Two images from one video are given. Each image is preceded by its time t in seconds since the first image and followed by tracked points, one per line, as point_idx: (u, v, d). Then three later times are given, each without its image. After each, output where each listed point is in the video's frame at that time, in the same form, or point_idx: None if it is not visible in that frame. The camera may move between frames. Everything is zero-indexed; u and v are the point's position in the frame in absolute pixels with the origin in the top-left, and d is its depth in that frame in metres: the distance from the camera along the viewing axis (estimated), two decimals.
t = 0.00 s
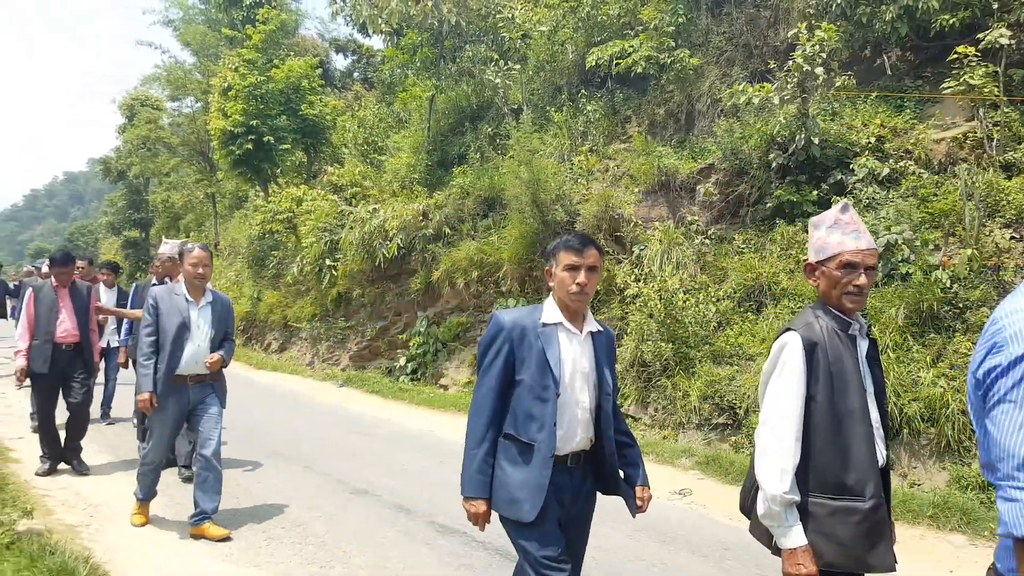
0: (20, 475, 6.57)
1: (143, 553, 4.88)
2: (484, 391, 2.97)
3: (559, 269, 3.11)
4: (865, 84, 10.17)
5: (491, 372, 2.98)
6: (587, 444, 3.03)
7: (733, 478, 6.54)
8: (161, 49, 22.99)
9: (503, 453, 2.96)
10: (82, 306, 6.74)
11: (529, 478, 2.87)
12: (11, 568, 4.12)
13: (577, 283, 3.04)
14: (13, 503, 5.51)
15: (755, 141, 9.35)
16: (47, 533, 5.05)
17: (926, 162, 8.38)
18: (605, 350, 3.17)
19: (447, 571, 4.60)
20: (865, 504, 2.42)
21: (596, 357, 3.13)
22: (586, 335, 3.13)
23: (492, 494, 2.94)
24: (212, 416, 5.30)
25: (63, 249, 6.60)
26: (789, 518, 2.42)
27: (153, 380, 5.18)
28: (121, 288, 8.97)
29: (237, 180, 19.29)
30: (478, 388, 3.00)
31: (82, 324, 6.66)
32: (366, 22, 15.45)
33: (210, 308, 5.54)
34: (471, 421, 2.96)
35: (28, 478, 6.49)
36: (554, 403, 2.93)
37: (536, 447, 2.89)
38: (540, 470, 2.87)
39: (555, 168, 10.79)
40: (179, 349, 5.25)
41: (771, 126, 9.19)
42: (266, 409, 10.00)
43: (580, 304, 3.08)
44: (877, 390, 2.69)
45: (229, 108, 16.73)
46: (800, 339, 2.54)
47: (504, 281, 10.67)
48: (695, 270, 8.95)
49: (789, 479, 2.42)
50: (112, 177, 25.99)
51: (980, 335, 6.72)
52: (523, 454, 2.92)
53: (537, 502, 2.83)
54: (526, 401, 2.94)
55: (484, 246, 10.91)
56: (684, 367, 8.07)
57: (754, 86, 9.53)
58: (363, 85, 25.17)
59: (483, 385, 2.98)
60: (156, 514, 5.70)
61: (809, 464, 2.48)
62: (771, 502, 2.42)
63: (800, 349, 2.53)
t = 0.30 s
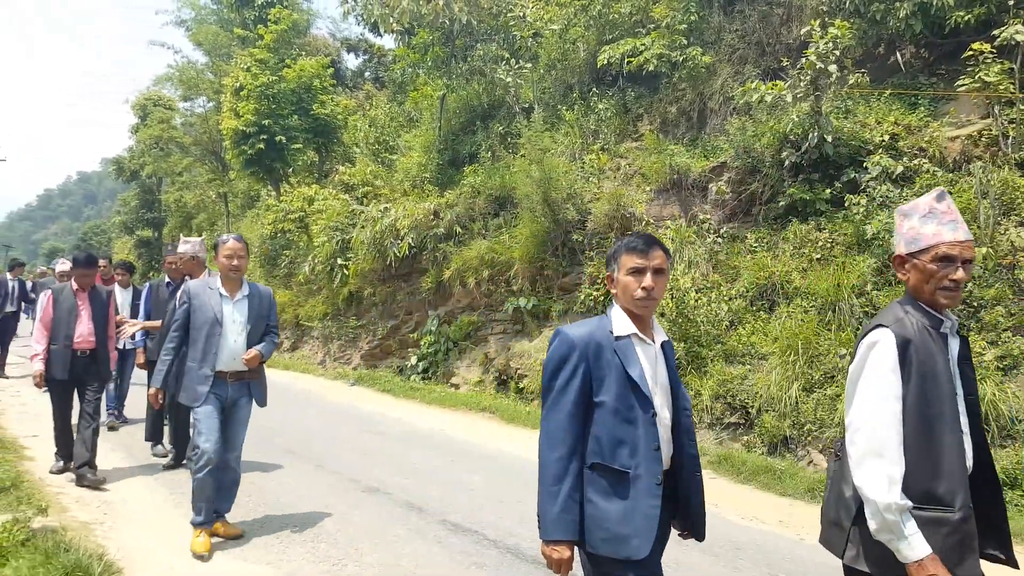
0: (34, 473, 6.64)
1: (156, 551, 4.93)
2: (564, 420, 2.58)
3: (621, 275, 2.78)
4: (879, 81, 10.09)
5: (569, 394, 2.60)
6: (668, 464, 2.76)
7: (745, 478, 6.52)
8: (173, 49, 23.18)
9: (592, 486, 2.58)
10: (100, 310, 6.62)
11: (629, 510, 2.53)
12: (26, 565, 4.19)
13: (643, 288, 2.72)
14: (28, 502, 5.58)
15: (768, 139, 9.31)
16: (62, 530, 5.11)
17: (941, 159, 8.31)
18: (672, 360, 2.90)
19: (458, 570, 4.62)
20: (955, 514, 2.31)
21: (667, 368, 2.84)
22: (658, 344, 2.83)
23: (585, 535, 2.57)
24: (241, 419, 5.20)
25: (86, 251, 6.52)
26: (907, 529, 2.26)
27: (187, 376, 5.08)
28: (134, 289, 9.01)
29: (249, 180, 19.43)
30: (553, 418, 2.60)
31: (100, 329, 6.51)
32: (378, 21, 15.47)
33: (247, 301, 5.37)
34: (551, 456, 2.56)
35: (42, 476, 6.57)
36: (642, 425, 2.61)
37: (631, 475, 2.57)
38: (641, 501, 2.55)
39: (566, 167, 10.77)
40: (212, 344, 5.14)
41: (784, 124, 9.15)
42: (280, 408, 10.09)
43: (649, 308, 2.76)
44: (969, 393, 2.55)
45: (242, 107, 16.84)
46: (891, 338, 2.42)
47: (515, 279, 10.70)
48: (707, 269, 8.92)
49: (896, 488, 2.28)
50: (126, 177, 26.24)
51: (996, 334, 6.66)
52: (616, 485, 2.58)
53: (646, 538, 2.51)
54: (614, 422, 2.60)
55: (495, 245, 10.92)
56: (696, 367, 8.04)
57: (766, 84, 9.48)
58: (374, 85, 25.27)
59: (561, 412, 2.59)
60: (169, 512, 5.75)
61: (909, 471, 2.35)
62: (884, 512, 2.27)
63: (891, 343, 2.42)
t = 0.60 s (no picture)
0: (43, 472, 6.71)
1: (163, 551, 4.97)
2: (642, 422, 2.31)
3: (685, 261, 2.57)
4: (887, 81, 10.07)
5: (645, 395, 2.33)
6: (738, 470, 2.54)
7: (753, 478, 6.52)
8: (181, 49, 23.29)
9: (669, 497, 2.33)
10: (122, 308, 6.44)
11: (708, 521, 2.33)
12: (34, 565, 4.24)
13: (710, 276, 2.50)
14: (37, 502, 5.65)
15: (776, 139, 9.28)
16: (70, 530, 5.17)
17: (949, 160, 8.29)
18: (733, 354, 2.68)
19: (464, 570, 4.65)
20: None
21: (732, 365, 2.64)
22: (724, 339, 2.60)
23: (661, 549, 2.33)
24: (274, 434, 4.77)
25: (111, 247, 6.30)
26: (991, 558, 2.01)
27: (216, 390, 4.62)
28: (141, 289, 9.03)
29: (257, 179, 19.54)
30: (629, 419, 2.32)
31: (120, 329, 6.36)
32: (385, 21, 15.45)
33: (274, 309, 4.93)
34: (626, 463, 2.28)
35: (50, 475, 6.63)
36: (716, 426, 2.40)
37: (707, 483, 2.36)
38: (719, 511, 2.35)
39: (574, 167, 10.76)
40: (242, 356, 4.68)
41: (792, 124, 9.13)
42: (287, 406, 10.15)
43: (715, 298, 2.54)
44: None
45: (250, 107, 16.90)
46: (1002, 351, 2.09)
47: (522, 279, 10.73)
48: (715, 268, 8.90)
49: (988, 516, 2.00)
50: (134, 177, 26.40)
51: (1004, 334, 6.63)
52: (692, 494, 2.35)
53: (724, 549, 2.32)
54: (691, 426, 2.37)
55: (503, 245, 10.93)
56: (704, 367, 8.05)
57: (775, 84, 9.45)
58: (382, 85, 25.37)
59: (638, 417, 2.31)
60: (176, 512, 5.80)
61: (1012, 490, 2.03)
62: (968, 538, 2.02)
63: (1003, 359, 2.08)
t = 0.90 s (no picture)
0: (49, 473, 6.75)
1: (169, 552, 4.99)
2: (706, 446, 2.14)
3: (766, 271, 2.38)
4: (891, 80, 10.06)
5: (710, 417, 2.16)
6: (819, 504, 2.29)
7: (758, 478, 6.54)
8: (185, 50, 23.37)
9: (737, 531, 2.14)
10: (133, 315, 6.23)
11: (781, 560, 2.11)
12: (41, 566, 4.27)
13: (796, 288, 2.31)
14: (43, 503, 5.68)
15: (780, 139, 9.27)
16: (76, 531, 5.19)
17: (954, 159, 8.28)
18: (820, 377, 2.46)
19: (469, 570, 4.66)
20: None
21: (818, 387, 2.41)
22: (807, 359, 2.40)
23: None
24: (305, 433, 4.40)
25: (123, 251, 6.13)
26: None
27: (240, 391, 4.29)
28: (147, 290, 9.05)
29: (261, 180, 19.59)
30: (690, 441, 2.17)
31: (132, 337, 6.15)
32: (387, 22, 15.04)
33: (296, 305, 4.65)
34: (689, 488, 2.13)
35: (56, 476, 6.66)
36: (792, 454, 2.18)
37: (781, 517, 2.14)
38: (793, 548, 2.12)
39: (577, 167, 10.76)
40: (267, 354, 4.39)
41: (796, 123, 9.13)
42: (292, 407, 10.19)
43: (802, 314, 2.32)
44: None
45: (253, 108, 16.94)
46: None
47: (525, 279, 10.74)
48: (718, 268, 8.89)
49: None
50: (138, 178, 26.50)
51: (1009, 333, 6.62)
52: (762, 528, 2.14)
53: None
54: (762, 453, 2.16)
55: (507, 246, 10.94)
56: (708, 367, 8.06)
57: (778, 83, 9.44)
58: (385, 86, 25.44)
59: (701, 439, 2.15)
60: (181, 513, 5.82)
61: None
62: None
63: None
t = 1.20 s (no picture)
0: (59, 471, 6.79)
1: (176, 550, 5.01)
2: (786, 434, 2.05)
3: (881, 253, 2.21)
4: (899, 75, 10.01)
5: (795, 405, 2.05)
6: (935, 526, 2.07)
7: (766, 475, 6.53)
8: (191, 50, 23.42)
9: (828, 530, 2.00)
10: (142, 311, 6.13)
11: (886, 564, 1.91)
12: (50, 563, 4.30)
13: (916, 269, 2.13)
14: (52, 501, 5.72)
15: (787, 135, 9.26)
16: (84, 529, 5.22)
17: (962, 154, 8.24)
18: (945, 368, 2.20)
19: (476, 568, 4.67)
20: None
21: (937, 379, 2.17)
22: (921, 350, 2.19)
23: None
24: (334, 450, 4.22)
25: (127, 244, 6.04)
26: None
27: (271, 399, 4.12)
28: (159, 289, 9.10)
29: (266, 179, 19.66)
30: (769, 432, 2.10)
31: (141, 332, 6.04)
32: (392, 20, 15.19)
33: (331, 312, 4.42)
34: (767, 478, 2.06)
35: (65, 474, 6.70)
36: (902, 449, 1.97)
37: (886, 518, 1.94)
38: (902, 552, 1.91)
39: (582, 164, 10.74)
40: (300, 362, 4.19)
41: (802, 119, 9.09)
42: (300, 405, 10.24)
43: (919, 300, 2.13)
44: None
45: (259, 107, 16.96)
46: None
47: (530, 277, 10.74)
48: (725, 265, 8.88)
49: None
50: (144, 177, 26.62)
51: (1018, 329, 6.58)
52: (865, 528, 1.96)
53: None
54: (861, 446, 1.99)
55: (512, 243, 10.94)
56: (715, 364, 8.05)
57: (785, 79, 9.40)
58: (390, 84, 25.46)
59: (781, 429, 2.06)
60: (189, 511, 5.85)
61: None
62: None
63: None
